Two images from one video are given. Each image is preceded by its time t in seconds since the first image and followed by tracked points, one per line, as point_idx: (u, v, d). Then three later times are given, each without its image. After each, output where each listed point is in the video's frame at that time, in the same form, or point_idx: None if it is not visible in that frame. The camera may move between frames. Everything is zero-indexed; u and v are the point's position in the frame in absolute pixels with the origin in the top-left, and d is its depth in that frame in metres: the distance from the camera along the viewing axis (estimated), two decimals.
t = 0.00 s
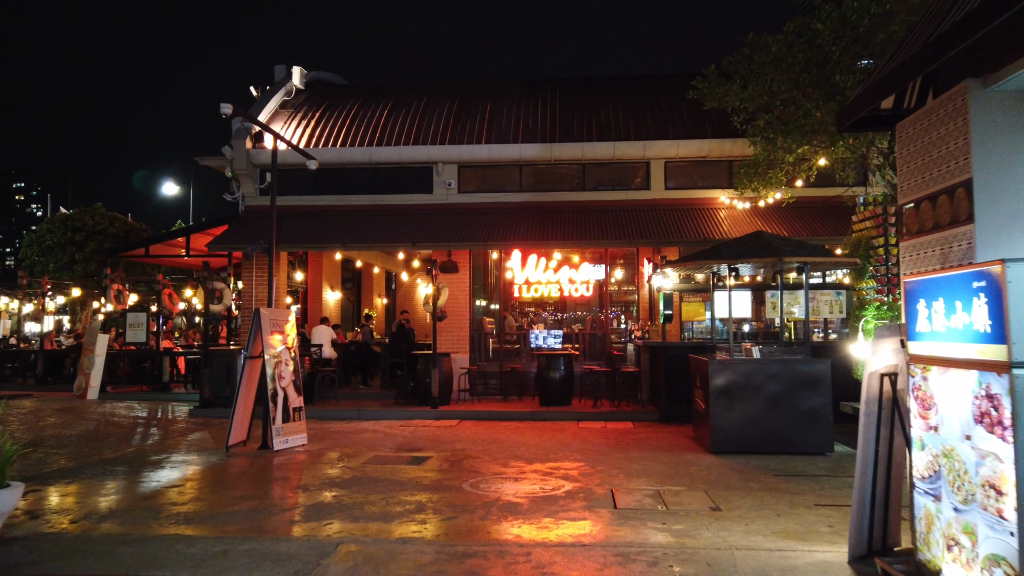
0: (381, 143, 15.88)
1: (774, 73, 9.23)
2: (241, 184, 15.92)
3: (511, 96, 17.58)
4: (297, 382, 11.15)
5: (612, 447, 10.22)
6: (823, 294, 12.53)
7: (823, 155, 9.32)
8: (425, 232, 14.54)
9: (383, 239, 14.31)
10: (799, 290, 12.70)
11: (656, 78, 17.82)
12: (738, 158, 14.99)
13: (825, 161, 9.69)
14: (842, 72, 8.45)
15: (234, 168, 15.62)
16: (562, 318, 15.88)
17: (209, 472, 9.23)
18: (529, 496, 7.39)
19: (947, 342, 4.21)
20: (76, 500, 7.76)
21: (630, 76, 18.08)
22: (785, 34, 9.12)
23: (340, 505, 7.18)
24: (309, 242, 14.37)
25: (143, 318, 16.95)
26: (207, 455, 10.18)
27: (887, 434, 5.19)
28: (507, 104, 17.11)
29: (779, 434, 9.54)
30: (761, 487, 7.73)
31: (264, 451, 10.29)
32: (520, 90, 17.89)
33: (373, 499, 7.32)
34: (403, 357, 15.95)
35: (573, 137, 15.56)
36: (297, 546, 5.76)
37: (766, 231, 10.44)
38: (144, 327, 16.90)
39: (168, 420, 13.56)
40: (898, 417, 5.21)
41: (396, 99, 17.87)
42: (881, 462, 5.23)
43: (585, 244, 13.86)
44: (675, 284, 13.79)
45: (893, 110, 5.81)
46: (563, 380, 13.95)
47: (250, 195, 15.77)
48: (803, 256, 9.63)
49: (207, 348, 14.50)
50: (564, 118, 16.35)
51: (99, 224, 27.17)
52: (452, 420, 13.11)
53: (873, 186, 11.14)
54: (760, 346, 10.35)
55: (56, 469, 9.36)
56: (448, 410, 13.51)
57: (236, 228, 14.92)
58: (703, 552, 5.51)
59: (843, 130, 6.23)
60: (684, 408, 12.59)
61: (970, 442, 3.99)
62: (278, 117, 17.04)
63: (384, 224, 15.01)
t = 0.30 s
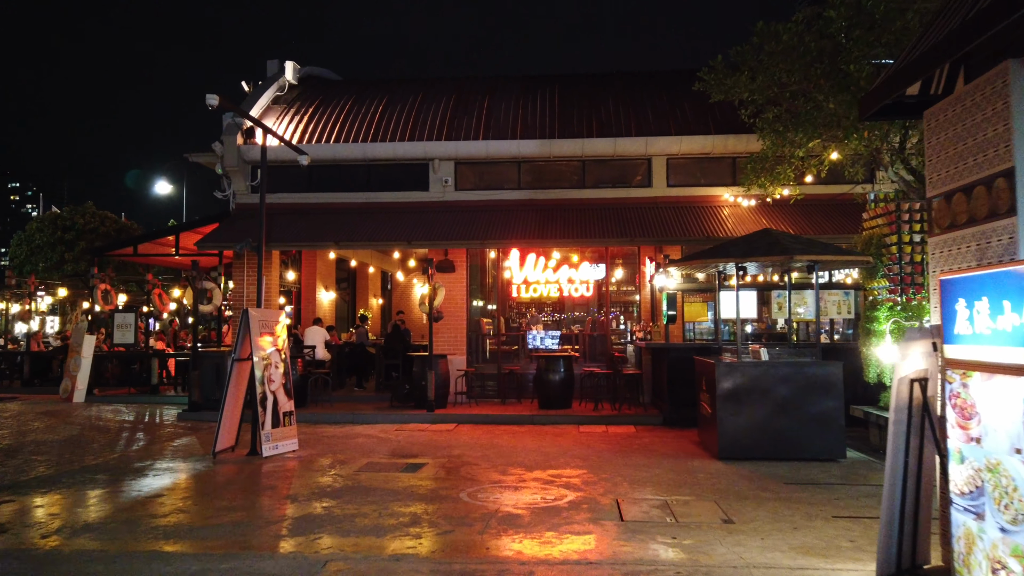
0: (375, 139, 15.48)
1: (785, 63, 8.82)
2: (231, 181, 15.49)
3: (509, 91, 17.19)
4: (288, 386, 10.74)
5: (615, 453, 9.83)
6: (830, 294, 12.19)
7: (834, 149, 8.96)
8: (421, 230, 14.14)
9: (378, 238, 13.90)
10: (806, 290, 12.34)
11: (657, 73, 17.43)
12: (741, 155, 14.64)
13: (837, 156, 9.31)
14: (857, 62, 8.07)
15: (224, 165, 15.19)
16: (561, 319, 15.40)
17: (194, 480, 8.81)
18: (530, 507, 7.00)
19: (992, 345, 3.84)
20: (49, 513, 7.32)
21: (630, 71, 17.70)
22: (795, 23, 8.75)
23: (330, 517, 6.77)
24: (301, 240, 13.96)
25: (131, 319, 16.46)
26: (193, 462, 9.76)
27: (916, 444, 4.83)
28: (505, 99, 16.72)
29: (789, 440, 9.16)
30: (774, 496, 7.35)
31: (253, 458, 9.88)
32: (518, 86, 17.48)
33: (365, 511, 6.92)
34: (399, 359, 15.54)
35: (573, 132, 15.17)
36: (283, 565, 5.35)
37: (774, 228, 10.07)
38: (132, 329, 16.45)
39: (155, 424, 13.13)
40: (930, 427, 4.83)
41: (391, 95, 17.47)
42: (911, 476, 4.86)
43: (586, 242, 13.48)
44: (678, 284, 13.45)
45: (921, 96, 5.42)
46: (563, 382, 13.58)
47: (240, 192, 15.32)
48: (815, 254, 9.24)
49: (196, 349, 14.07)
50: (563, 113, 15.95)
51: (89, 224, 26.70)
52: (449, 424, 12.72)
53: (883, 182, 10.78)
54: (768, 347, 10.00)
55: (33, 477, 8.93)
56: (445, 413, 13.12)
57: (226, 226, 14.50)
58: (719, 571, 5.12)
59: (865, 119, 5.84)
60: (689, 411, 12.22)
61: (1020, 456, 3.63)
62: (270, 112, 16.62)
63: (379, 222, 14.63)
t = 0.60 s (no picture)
0: (373, 139, 15.12)
1: (800, 58, 8.47)
2: (225, 183, 15.14)
3: (509, 91, 16.85)
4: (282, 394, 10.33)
5: (621, 465, 9.45)
6: (841, 299, 12.03)
7: (851, 148, 8.62)
8: (420, 233, 13.77)
9: (375, 241, 13.53)
10: (816, 295, 11.99)
11: (660, 74, 17.09)
12: (748, 156, 14.31)
13: (854, 155, 8.96)
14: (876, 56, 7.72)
15: (219, 166, 14.84)
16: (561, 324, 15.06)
17: (183, 492, 8.42)
18: (536, 524, 6.61)
19: None
20: (27, 530, 6.92)
21: (632, 71, 17.38)
22: (810, 16, 8.42)
23: (323, 536, 6.37)
24: (297, 243, 13.58)
25: (122, 323, 16.28)
26: (181, 474, 9.37)
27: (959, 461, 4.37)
28: (505, 100, 16.37)
29: (803, 451, 8.79)
30: (793, 512, 6.97)
31: (244, 469, 9.48)
32: (518, 86, 17.13)
33: (361, 529, 6.53)
34: (397, 366, 15.15)
35: (575, 133, 14.82)
36: None
37: (786, 231, 9.71)
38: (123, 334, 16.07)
39: (144, 433, 12.73)
40: (972, 442, 4.37)
41: (389, 95, 17.12)
42: (952, 498, 4.40)
43: (589, 245, 13.12)
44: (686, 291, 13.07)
45: (957, 86, 5.07)
46: (565, 390, 13.19)
47: (235, 195, 15.01)
48: (830, 258, 8.88)
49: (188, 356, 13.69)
50: (564, 114, 15.60)
51: (81, 228, 26.23)
52: (448, 433, 12.33)
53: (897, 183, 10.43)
54: (780, 354, 9.65)
55: (14, 491, 8.52)
56: (445, 421, 12.73)
57: (220, 229, 14.12)
58: None
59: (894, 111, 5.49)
60: (695, 420, 11.85)
61: None
62: (265, 113, 16.25)
63: (377, 225, 14.25)
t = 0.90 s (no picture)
0: (370, 136, 14.75)
1: (817, 46, 8.10)
2: (218, 180, 14.75)
3: (510, 88, 16.48)
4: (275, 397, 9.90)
5: (628, 471, 9.06)
6: (854, 299, 11.77)
7: (869, 140, 8.27)
8: (418, 232, 13.38)
9: (372, 239, 13.14)
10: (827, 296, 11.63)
11: (663, 70, 16.73)
12: (754, 154, 13.96)
13: (872, 147, 8.59)
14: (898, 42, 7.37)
15: (211, 162, 14.47)
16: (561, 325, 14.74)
17: (168, 500, 8.02)
18: (543, 535, 6.23)
19: None
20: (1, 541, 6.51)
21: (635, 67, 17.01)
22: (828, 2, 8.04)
23: (316, 548, 5.98)
24: (291, 241, 13.19)
25: (112, 324, 15.85)
26: (167, 480, 8.96)
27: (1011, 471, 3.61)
28: (505, 96, 16.00)
29: (818, 456, 8.42)
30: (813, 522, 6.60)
31: (234, 476, 9.07)
32: (518, 82, 16.77)
33: (356, 540, 6.14)
34: (394, 368, 14.76)
35: (577, 130, 14.46)
36: None
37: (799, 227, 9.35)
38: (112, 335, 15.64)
39: (133, 437, 12.31)
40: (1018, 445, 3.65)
41: (387, 91, 16.73)
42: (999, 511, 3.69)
43: (592, 244, 12.76)
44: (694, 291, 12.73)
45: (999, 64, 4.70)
46: (567, 393, 12.82)
47: (228, 192, 14.62)
48: (847, 255, 8.51)
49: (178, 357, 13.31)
50: (566, 110, 15.23)
51: (73, 228, 25.73)
52: (447, 437, 11.93)
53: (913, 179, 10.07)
54: (794, 356, 9.28)
55: None
56: (443, 425, 12.34)
57: (212, 227, 13.71)
58: None
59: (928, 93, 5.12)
60: (702, 425, 11.47)
61: None
62: (260, 109, 15.86)
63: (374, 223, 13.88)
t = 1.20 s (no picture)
0: (368, 132, 14.33)
1: (838, 32, 7.68)
2: (210, 177, 14.31)
3: (511, 83, 16.06)
4: (268, 402, 9.44)
5: (637, 479, 8.64)
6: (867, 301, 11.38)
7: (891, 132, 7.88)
8: (417, 231, 12.95)
9: (369, 238, 12.70)
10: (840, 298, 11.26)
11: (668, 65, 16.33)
12: (763, 151, 13.59)
13: (897, 139, 8.16)
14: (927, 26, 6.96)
15: (203, 159, 14.07)
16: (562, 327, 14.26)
17: (154, 511, 7.59)
18: (553, 552, 5.80)
19: None
20: None
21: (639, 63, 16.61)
22: None
23: (309, 567, 5.56)
24: (285, 240, 12.75)
25: (101, 325, 15.27)
26: (153, 490, 8.53)
27: None
28: (506, 92, 15.58)
29: (838, 465, 8.02)
30: (840, 536, 6.19)
31: (224, 485, 8.63)
32: (519, 78, 16.37)
33: (352, 558, 5.72)
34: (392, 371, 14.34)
35: (580, 126, 14.06)
36: None
37: (815, 225, 8.95)
38: (101, 337, 15.19)
39: (120, 443, 11.87)
40: None
41: (384, 87, 16.31)
42: None
43: (597, 243, 12.36)
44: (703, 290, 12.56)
45: None
46: (571, 397, 12.41)
47: (221, 189, 14.19)
48: (868, 253, 8.11)
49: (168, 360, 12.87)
50: (569, 106, 14.82)
51: (65, 228, 25.29)
52: (446, 443, 11.51)
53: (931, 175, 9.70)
54: (811, 359, 8.89)
55: None
56: (443, 430, 11.91)
57: (203, 225, 13.28)
58: None
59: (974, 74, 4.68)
60: (712, 430, 11.07)
61: None
62: (254, 104, 15.43)
63: (371, 221, 13.45)
